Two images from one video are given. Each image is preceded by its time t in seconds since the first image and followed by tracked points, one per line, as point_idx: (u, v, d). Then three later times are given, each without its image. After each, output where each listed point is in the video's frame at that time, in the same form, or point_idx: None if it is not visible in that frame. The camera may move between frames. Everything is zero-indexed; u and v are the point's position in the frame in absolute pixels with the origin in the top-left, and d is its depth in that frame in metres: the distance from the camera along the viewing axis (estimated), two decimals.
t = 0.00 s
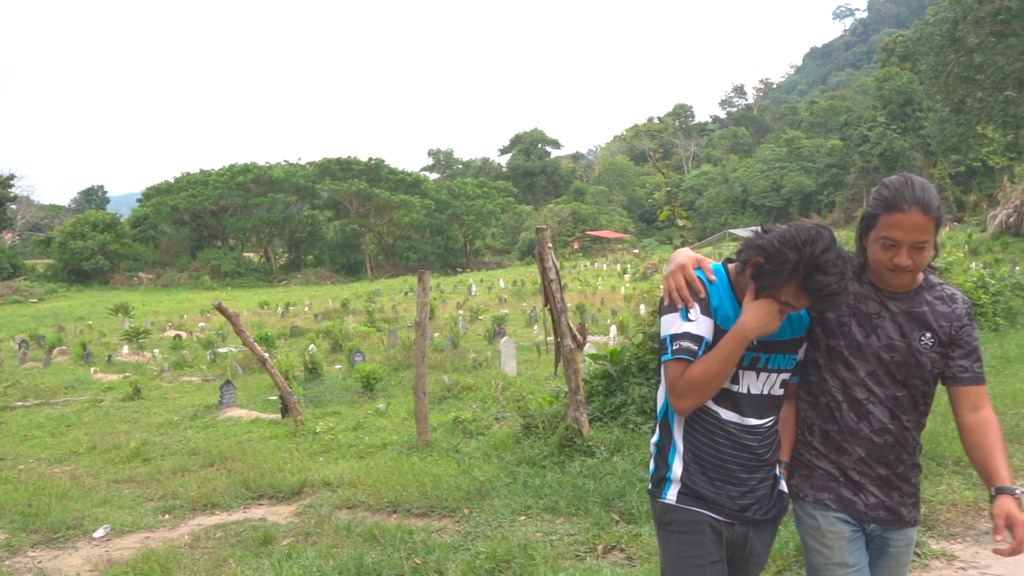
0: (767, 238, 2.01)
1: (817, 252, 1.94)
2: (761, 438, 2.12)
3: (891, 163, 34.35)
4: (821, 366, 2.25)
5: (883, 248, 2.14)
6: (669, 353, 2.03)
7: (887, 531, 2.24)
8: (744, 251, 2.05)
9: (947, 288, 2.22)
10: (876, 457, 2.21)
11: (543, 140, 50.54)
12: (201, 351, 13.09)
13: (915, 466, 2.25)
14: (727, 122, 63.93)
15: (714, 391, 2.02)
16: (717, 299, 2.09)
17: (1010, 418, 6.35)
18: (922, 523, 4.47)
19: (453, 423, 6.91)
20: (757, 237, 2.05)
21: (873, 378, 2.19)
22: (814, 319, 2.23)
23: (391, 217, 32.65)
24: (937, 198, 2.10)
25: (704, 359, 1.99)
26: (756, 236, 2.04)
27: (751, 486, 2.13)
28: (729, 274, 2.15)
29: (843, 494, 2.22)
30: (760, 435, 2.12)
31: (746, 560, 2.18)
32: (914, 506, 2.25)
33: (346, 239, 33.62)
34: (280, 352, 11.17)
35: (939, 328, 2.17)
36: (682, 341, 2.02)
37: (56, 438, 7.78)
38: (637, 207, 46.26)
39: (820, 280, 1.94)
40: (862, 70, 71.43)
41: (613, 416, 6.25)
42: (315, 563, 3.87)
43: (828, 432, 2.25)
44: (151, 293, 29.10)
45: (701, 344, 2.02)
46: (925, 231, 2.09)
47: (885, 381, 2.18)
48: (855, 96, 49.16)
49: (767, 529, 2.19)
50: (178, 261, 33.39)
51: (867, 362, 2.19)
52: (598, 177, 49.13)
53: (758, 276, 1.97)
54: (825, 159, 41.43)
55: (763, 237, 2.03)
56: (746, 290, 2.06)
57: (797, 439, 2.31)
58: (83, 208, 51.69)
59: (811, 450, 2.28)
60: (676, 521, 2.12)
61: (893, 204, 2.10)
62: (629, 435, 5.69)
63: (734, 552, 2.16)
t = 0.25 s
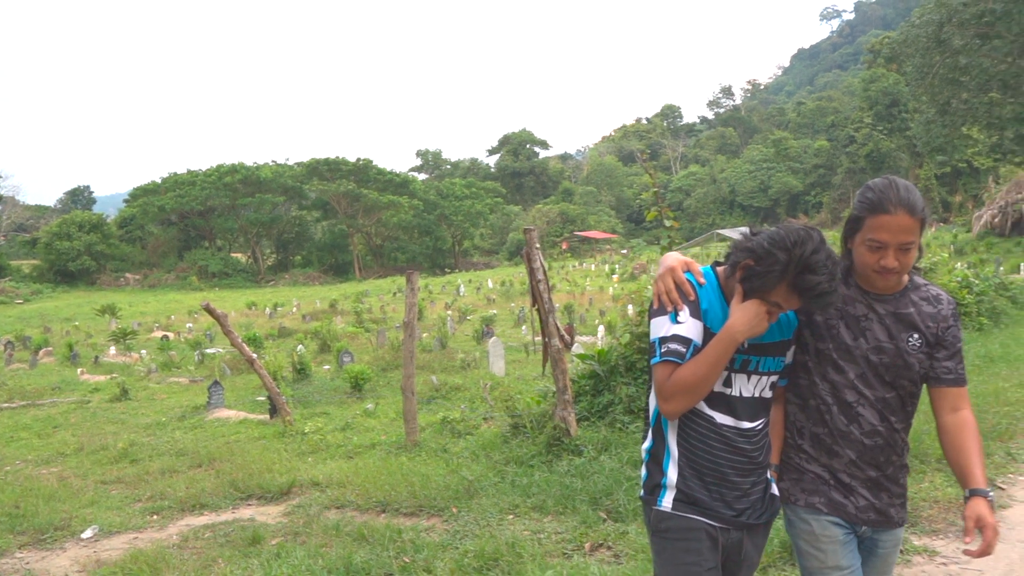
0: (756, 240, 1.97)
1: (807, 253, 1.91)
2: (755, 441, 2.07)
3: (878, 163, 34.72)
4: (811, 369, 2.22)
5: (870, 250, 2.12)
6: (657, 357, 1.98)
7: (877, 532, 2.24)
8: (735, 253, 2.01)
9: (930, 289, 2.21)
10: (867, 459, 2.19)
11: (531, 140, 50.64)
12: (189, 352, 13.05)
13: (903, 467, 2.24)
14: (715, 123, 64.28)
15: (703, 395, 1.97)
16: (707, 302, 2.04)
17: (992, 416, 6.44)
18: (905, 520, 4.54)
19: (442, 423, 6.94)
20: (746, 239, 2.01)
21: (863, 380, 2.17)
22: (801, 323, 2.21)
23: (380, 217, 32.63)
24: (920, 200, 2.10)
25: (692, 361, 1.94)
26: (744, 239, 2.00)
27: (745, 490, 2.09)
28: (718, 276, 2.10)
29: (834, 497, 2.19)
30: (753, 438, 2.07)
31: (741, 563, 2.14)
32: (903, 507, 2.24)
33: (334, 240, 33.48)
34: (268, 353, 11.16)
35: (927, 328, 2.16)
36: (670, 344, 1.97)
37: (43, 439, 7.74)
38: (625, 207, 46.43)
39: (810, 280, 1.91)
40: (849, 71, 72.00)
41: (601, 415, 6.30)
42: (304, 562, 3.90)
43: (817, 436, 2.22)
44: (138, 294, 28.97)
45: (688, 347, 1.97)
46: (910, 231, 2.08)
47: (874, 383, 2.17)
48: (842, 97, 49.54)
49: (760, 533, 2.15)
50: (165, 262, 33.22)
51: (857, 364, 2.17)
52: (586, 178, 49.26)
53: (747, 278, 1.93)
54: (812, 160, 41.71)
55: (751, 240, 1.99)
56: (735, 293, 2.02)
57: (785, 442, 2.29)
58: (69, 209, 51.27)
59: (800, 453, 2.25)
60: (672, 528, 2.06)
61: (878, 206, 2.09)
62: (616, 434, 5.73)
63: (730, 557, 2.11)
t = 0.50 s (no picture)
0: (743, 242, 1.93)
1: (796, 254, 1.88)
2: (745, 442, 2.04)
3: (860, 164, 35.49)
4: (797, 372, 2.19)
5: (854, 253, 2.10)
6: (645, 358, 1.93)
7: (863, 532, 2.23)
8: (722, 255, 1.97)
9: (912, 290, 2.20)
10: (854, 461, 2.17)
11: (517, 140, 50.72)
12: (174, 352, 12.99)
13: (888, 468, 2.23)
14: (699, 124, 64.65)
15: (693, 395, 1.93)
16: (694, 303, 1.99)
17: (970, 413, 6.56)
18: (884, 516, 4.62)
19: (427, 423, 6.97)
20: (732, 241, 1.97)
21: (849, 383, 2.15)
22: (787, 324, 2.18)
23: (365, 217, 32.58)
24: (901, 201, 2.08)
25: (680, 362, 1.89)
26: (731, 241, 1.97)
27: (735, 490, 2.05)
28: (704, 277, 2.05)
29: (822, 500, 2.17)
30: (743, 438, 2.03)
31: (734, 564, 2.09)
32: (887, 507, 2.24)
33: (319, 240, 33.06)
34: (253, 353, 11.14)
35: (911, 329, 2.15)
36: (658, 345, 1.92)
37: (26, 440, 7.70)
38: (610, 207, 46.61)
39: (800, 283, 1.88)
40: (832, 72, 72.66)
41: (585, 414, 6.35)
42: (290, 561, 3.92)
43: (804, 439, 2.20)
44: (122, 294, 28.79)
45: (677, 347, 1.92)
46: (893, 234, 2.06)
47: (861, 384, 2.15)
48: (825, 98, 49.97)
49: (749, 533, 2.12)
50: (148, 262, 32.99)
51: (842, 367, 2.15)
52: (571, 178, 49.41)
53: (735, 280, 1.89)
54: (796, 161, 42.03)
55: (739, 241, 1.96)
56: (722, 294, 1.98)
57: (772, 445, 2.26)
58: (51, 209, 50.73)
59: (787, 457, 2.22)
60: (662, 529, 2.02)
61: (861, 208, 2.06)
62: (601, 433, 5.78)
63: (722, 559, 2.06)
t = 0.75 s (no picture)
0: (730, 241, 1.96)
1: (782, 255, 1.91)
2: (733, 439, 2.06)
3: (846, 164, 35.79)
4: (785, 372, 2.22)
5: (840, 254, 2.14)
6: (638, 355, 1.94)
7: (853, 533, 2.26)
8: (709, 255, 1.99)
9: (898, 291, 2.24)
10: (845, 463, 2.20)
11: (504, 140, 50.79)
12: (160, 353, 12.92)
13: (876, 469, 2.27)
14: (686, 124, 64.90)
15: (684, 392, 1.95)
16: (685, 300, 2.02)
17: (951, 411, 6.66)
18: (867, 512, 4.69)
19: (415, 422, 7.00)
20: (721, 239, 2.00)
21: (837, 384, 2.18)
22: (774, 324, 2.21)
23: (352, 217, 32.50)
24: (886, 203, 2.12)
25: (672, 359, 1.91)
26: (719, 240, 1.99)
27: (723, 488, 2.08)
28: (695, 274, 2.08)
29: (813, 502, 2.20)
30: (731, 435, 2.06)
31: (725, 562, 2.11)
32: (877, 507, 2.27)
33: (305, 240, 33.16)
34: (240, 353, 11.11)
35: (897, 330, 2.19)
36: (650, 342, 1.93)
37: (11, 442, 7.66)
38: (597, 207, 46.73)
39: (786, 283, 1.91)
40: (818, 73, 73.12)
41: (572, 412, 6.40)
42: (278, 560, 3.94)
43: (796, 441, 2.22)
44: (107, 295, 28.58)
45: (669, 345, 1.94)
46: (878, 236, 2.10)
47: (849, 386, 2.18)
48: (811, 98, 50.28)
49: (741, 528, 2.13)
50: (134, 262, 32.80)
51: (830, 368, 2.18)
52: (558, 178, 49.49)
53: (724, 279, 1.92)
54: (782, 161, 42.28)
55: (727, 240, 1.98)
56: (711, 293, 2.01)
57: (761, 445, 2.29)
58: (34, 209, 50.27)
59: (776, 458, 2.25)
60: (649, 526, 2.04)
61: (846, 211, 2.10)
62: (587, 431, 5.82)
63: (711, 555, 2.08)
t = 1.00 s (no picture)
0: (715, 241, 1.96)
1: (766, 252, 1.91)
2: (717, 441, 2.08)
3: (829, 164, 35.79)
4: (772, 375, 2.25)
5: (825, 256, 2.15)
6: (626, 355, 1.94)
7: (841, 535, 2.31)
8: (694, 255, 2.00)
9: (883, 292, 2.26)
10: (833, 465, 2.24)
11: (488, 140, 50.85)
12: (143, 353, 12.86)
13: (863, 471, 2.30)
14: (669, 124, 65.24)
15: (671, 393, 1.96)
16: (671, 301, 2.04)
17: (929, 408, 6.77)
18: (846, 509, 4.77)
19: (399, 422, 7.03)
20: (705, 240, 2.01)
21: (824, 387, 2.21)
22: (760, 327, 2.23)
23: (335, 217, 32.41)
24: (869, 204, 2.13)
25: (660, 358, 1.91)
26: (704, 239, 1.99)
27: (709, 489, 2.10)
28: (680, 276, 2.09)
29: (803, 506, 2.23)
30: (716, 436, 2.07)
31: (714, 564, 2.12)
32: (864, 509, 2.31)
33: (289, 240, 33.02)
34: (224, 354, 11.08)
35: (882, 332, 2.22)
36: (639, 341, 1.93)
37: None
38: (581, 207, 46.89)
39: (771, 281, 1.91)
40: (801, 73, 73.73)
41: (555, 412, 6.45)
42: (263, 559, 3.97)
43: (784, 443, 2.25)
44: (88, 295, 28.32)
45: (658, 344, 1.94)
46: (862, 238, 2.12)
47: (836, 388, 2.21)
48: (793, 99, 50.69)
49: (728, 530, 2.14)
50: (116, 263, 32.54)
51: (817, 371, 2.21)
52: (542, 178, 49.61)
53: (709, 279, 1.92)
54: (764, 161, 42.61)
55: (711, 241, 1.98)
56: (697, 294, 2.02)
57: (749, 447, 2.31)
58: (13, 209, 49.71)
59: (765, 460, 2.28)
60: (632, 530, 2.06)
61: (831, 212, 2.12)
62: (571, 430, 5.88)
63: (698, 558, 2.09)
